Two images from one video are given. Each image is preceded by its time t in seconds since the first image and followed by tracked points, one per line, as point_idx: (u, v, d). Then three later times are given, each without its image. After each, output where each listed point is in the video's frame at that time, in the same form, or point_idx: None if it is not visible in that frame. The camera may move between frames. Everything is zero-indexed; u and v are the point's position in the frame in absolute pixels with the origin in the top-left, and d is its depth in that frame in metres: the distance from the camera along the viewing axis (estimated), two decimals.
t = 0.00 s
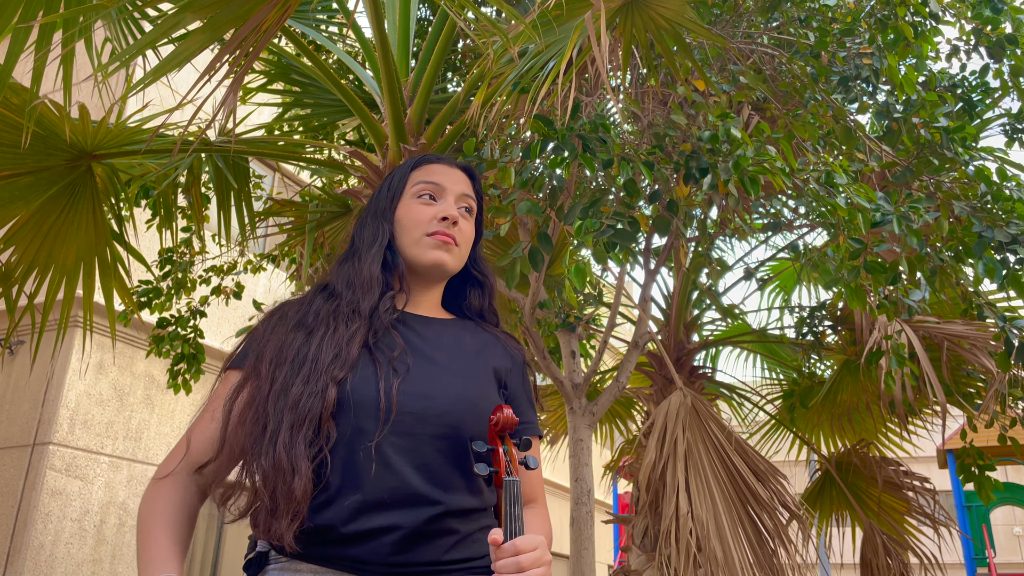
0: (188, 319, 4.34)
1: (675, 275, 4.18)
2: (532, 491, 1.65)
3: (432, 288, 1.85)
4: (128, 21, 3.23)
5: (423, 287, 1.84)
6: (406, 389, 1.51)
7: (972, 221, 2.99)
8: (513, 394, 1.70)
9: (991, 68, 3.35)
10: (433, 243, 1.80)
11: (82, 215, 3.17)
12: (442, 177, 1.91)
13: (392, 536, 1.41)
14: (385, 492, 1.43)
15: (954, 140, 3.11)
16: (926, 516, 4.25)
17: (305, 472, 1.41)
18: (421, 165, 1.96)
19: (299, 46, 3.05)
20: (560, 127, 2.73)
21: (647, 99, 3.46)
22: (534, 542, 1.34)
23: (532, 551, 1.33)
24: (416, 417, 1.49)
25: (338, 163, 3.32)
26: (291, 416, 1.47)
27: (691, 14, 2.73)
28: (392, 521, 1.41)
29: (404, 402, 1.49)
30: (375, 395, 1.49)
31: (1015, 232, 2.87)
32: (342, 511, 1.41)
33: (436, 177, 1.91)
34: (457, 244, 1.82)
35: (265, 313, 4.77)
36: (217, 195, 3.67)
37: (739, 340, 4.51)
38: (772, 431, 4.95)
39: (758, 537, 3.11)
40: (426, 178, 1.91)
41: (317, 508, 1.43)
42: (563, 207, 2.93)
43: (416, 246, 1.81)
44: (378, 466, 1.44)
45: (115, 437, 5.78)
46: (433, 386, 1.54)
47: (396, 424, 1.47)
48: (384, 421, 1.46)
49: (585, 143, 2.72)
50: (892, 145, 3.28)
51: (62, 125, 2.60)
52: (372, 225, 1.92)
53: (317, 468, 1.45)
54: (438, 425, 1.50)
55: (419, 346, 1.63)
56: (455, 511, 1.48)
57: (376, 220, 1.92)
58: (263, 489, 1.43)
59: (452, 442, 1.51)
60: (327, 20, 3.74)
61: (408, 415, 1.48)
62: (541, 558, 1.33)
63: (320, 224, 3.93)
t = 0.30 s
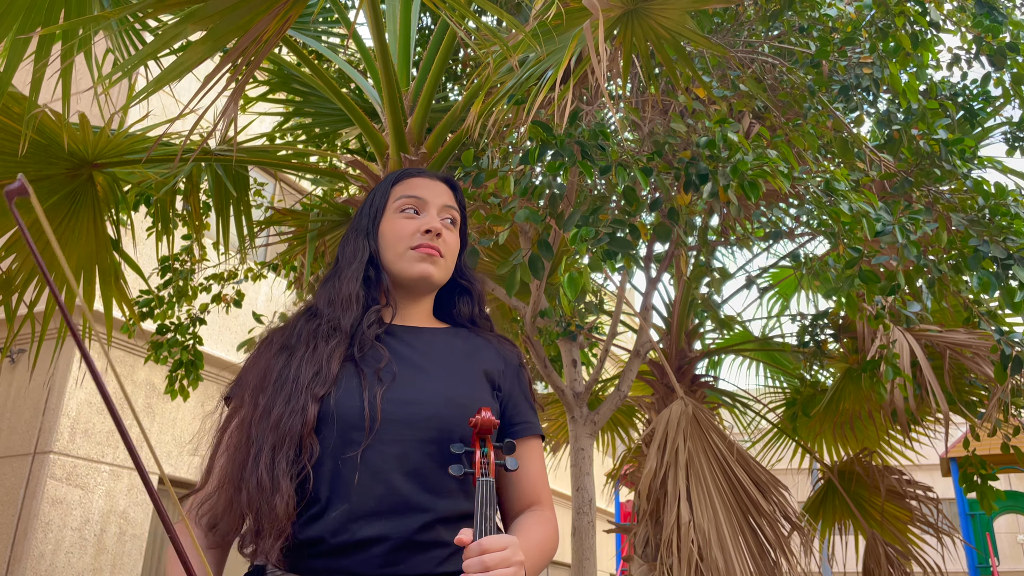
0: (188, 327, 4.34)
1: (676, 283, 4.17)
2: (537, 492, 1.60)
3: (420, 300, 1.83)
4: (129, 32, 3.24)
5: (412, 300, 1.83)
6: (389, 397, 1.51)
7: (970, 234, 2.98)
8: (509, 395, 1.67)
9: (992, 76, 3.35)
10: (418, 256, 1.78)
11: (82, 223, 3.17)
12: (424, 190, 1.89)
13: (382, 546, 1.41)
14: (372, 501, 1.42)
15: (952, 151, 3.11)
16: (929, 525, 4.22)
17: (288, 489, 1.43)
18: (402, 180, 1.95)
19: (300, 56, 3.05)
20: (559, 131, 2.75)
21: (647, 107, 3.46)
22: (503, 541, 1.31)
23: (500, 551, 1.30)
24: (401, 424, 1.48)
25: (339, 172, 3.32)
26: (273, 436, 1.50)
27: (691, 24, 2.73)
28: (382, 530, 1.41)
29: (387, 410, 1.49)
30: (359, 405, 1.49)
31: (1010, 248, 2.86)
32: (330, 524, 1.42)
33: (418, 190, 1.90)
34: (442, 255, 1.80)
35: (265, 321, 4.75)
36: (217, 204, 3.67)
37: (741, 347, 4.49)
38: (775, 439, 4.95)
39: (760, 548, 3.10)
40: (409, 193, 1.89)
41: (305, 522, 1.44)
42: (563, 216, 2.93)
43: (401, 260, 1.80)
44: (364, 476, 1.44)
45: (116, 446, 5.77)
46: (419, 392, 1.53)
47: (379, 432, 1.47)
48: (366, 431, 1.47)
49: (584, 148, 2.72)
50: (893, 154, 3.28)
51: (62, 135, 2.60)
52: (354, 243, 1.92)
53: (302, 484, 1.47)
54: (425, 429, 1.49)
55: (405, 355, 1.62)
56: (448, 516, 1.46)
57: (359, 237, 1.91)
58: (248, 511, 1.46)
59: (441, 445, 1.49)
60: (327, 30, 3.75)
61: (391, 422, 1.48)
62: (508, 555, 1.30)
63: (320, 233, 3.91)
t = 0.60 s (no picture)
0: (188, 331, 4.34)
1: (677, 286, 4.17)
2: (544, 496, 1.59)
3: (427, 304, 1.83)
4: (129, 36, 3.25)
5: (418, 304, 1.83)
6: (394, 402, 1.51)
7: (971, 235, 2.99)
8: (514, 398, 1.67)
9: (991, 80, 3.35)
10: (428, 261, 1.78)
11: (84, 229, 3.17)
12: (432, 196, 1.89)
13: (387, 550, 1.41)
14: (377, 506, 1.42)
15: (954, 152, 3.12)
16: (930, 529, 4.21)
17: (292, 495, 1.44)
18: (411, 186, 1.94)
19: (300, 60, 3.06)
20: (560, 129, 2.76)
21: (647, 111, 3.47)
22: (496, 546, 1.26)
23: (491, 557, 1.25)
24: (406, 428, 1.48)
25: (339, 176, 3.32)
26: (278, 442, 1.51)
27: (691, 27, 2.74)
28: (387, 535, 1.41)
29: (393, 415, 1.49)
30: (365, 411, 1.50)
31: (1012, 247, 2.83)
32: (336, 528, 1.42)
33: (427, 196, 1.90)
34: (452, 261, 1.80)
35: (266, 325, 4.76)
36: (218, 208, 3.67)
37: (742, 350, 4.49)
38: (776, 443, 4.95)
39: (762, 552, 3.09)
40: (417, 199, 1.89)
41: (310, 527, 1.45)
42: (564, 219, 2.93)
43: (410, 265, 1.80)
44: (370, 480, 1.44)
45: (117, 450, 5.77)
46: (425, 396, 1.53)
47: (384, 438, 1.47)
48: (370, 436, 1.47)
49: (583, 145, 2.73)
50: (893, 157, 3.28)
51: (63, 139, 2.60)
52: (362, 248, 1.92)
53: (307, 490, 1.48)
54: (430, 434, 1.49)
55: (411, 359, 1.62)
56: (454, 520, 1.46)
57: (367, 242, 1.92)
58: (253, 519, 1.47)
59: (448, 449, 1.49)
60: (328, 35, 3.76)
61: (397, 426, 1.48)
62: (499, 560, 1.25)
63: (321, 237, 3.92)
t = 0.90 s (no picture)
0: (188, 332, 4.34)
1: (677, 288, 4.17)
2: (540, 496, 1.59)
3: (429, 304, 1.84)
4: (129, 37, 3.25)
5: (423, 306, 1.83)
6: (399, 409, 1.51)
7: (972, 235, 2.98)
8: (515, 400, 1.67)
9: (990, 81, 3.36)
10: (438, 265, 1.79)
11: (84, 228, 3.17)
12: (442, 197, 1.89)
13: (391, 557, 1.41)
14: (382, 514, 1.42)
15: (954, 150, 3.11)
16: (931, 530, 4.21)
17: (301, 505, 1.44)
18: (421, 183, 1.94)
19: (300, 60, 3.06)
20: (561, 130, 2.76)
21: (647, 112, 3.47)
22: (516, 555, 1.30)
23: (512, 565, 1.29)
24: (411, 436, 1.48)
25: (339, 177, 3.32)
26: (285, 452, 1.50)
27: (691, 28, 2.74)
28: (393, 543, 1.41)
29: (399, 423, 1.48)
30: (370, 418, 1.49)
31: (1014, 244, 2.87)
32: (342, 537, 1.42)
33: (437, 197, 1.89)
34: (461, 265, 1.81)
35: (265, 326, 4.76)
36: (218, 209, 3.67)
37: (742, 351, 4.50)
38: (776, 444, 4.95)
39: (757, 555, 3.09)
40: (427, 199, 1.89)
41: (317, 535, 1.45)
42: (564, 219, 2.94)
43: (420, 268, 1.80)
44: (376, 487, 1.44)
45: (117, 451, 5.76)
46: (429, 403, 1.53)
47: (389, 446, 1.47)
48: (376, 444, 1.47)
49: (585, 146, 2.74)
50: (893, 158, 3.29)
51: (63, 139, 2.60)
52: (369, 243, 1.90)
53: (315, 499, 1.48)
54: (435, 441, 1.49)
55: (414, 364, 1.62)
56: (459, 526, 1.47)
57: (374, 238, 1.90)
58: (259, 527, 1.47)
59: (452, 456, 1.49)
60: (328, 35, 3.77)
61: (402, 435, 1.48)
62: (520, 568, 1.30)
63: (321, 238, 3.92)
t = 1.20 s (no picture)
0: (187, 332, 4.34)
1: (675, 287, 4.17)
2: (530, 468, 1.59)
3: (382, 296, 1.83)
4: (128, 36, 3.24)
5: (371, 300, 1.82)
6: (368, 417, 1.51)
7: (968, 236, 2.99)
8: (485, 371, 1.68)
9: (988, 81, 3.37)
10: (377, 255, 1.78)
11: (83, 228, 3.17)
12: (358, 192, 1.91)
13: (396, 559, 1.42)
14: (377, 522, 1.43)
15: (950, 153, 3.10)
16: (928, 529, 4.22)
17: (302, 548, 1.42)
18: (332, 182, 1.95)
19: (299, 60, 3.06)
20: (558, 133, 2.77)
21: (645, 112, 3.49)
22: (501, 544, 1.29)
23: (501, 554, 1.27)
24: (385, 439, 1.48)
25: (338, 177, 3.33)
26: (273, 501, 1.48)
27: (689, 27, 2.74)
28: (394, 548, 1.42)
29: (373, 434, 1.48)
30: (341, 435, 1.50)
31: (1006, 247, 2.85)
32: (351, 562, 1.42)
33: (353, 193, 1.90)
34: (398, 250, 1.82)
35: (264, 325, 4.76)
36: (217, 209, 3.67)
37: (740, 351, 4.51)
38: (773, 443, 4.96)
39: (752, 556, 3.10)
40: (345, 196, 1.90)
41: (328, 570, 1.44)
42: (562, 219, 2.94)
43: (361, 263, 1.78)
44: (364, 501, 1.45)
45: (116, 451, 5.77)
46: (396, 403, 1.53)
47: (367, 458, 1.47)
48: (354, 460, 1.47)
49: (583, 150, 2.74)
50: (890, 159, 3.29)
51: (62, 138, 2.60)
52: (293, 253, 1.90)
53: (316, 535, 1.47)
54: (410, 441, 1.49)
55: (378, 370, 1.61)
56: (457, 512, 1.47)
57: (298, 247, 1.90)
58: None
59: (430, 452, 1.49)
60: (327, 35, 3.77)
61: (378, 441, 1.48)
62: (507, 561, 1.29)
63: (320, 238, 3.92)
